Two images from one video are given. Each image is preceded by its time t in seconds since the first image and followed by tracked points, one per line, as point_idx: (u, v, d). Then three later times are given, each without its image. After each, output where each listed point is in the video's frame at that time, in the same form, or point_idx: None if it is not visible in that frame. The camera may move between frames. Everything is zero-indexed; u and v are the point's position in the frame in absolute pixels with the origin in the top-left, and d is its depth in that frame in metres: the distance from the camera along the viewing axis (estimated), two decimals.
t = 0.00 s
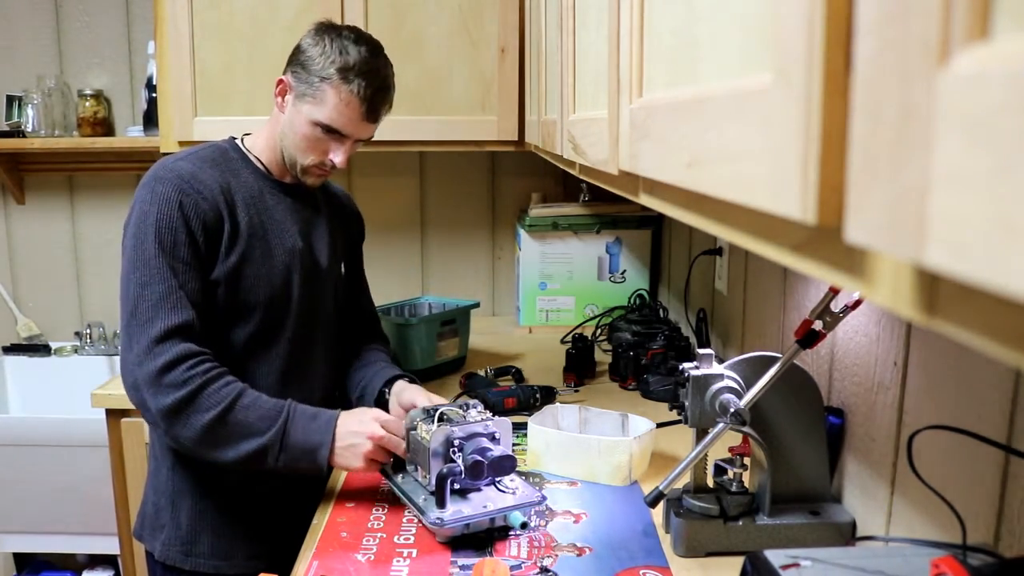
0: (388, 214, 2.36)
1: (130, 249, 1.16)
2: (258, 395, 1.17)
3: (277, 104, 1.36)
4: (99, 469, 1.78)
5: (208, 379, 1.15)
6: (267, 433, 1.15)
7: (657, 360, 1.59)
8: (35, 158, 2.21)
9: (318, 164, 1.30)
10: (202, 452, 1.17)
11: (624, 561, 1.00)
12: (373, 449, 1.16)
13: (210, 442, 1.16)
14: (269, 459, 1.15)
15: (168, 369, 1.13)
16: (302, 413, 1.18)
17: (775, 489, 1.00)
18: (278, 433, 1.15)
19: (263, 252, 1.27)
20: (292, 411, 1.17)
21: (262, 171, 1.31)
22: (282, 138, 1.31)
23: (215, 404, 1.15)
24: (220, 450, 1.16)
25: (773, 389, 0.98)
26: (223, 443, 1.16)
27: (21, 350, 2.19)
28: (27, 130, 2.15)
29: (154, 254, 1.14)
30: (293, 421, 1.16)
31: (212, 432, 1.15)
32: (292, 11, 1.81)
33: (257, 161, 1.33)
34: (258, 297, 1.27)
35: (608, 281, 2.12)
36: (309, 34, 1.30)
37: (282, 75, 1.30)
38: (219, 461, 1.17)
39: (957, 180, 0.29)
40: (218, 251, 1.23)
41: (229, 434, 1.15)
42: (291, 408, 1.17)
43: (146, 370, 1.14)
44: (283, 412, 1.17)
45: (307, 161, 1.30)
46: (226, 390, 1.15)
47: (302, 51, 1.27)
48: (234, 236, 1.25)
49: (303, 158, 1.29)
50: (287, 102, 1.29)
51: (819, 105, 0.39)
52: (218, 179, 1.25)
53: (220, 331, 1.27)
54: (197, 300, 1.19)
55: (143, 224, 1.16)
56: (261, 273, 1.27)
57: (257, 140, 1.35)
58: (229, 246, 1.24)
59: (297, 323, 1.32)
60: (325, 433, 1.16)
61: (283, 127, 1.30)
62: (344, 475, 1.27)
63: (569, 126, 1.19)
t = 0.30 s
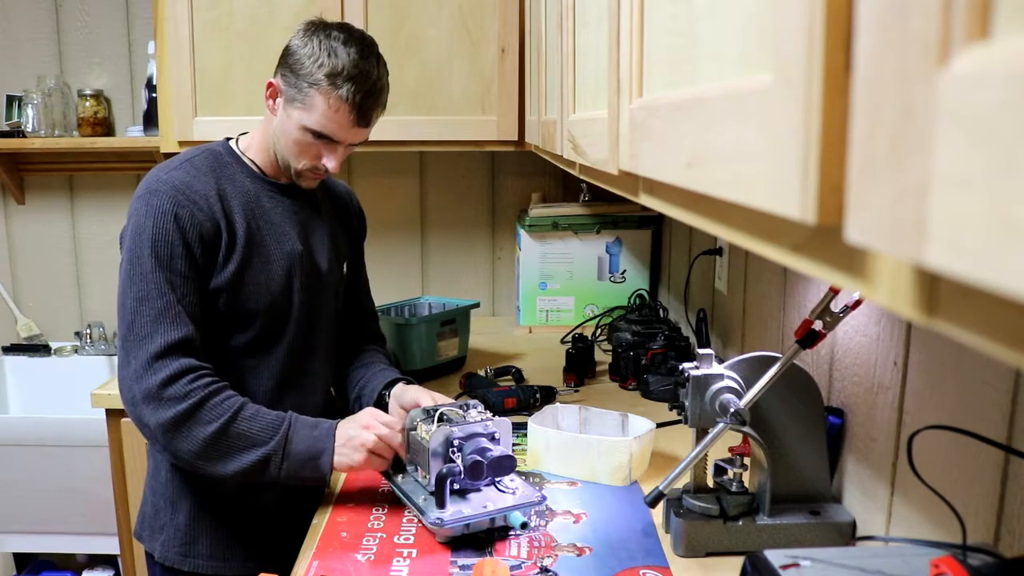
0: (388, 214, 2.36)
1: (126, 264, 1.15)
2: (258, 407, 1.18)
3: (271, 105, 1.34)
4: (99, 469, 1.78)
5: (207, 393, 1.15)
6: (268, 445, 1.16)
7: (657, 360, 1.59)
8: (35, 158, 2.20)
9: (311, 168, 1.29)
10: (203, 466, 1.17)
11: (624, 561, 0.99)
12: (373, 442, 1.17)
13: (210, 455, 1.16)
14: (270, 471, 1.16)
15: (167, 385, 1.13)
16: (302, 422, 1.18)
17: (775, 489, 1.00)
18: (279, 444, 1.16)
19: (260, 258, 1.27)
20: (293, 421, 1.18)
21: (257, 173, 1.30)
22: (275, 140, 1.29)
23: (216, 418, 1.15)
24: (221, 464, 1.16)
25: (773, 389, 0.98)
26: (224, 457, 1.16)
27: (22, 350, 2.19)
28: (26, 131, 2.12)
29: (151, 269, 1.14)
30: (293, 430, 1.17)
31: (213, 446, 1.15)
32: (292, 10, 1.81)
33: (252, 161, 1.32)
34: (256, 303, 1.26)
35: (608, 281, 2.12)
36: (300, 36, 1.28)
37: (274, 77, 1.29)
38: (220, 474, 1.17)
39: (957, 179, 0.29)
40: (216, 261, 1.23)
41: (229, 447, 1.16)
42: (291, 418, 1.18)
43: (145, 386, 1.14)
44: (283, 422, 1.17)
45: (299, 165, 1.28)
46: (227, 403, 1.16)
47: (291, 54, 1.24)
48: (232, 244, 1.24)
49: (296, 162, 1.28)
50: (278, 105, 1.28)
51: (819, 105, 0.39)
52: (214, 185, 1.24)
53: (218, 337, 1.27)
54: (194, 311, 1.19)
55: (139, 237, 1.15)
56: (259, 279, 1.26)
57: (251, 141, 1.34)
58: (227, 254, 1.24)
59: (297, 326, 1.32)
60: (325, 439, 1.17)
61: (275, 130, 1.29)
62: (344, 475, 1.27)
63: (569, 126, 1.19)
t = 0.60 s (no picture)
0: (388, 214, 2.36)
1: (121, 271, 1.15)
2: (254, 413, 1.17)
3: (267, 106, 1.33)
4: (99, 469, 1.78)
5: (202, 400, 1.15)
6: (264, 451, 1.15)
7: (657, 360, 1.59)
8: (35, 158, 2.21)
9: (308, 172, 1.29)
10: (200, 472, 1.16)
11: (624, 561, 0.99)
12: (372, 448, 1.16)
13: (206, 462, 1.16)
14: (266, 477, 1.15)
15: (163, 392, 1.13)
16: (299, 426, 1.18)
17: (775, 489, 1.00)
18: (275, 451, 1.15)
19: (257, 261, 1.27)
20: (289, 426, 1.17)
21: (253, 175, 1.30)
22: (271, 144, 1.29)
23: (211, 424, 1.15)
24: (218, 470, 1.16)
25: (773, 389, 0.98)
26: (220, 464, 1.16)
27: (22, 350, 2.19)
28: (26, 130, 2.13)
29: (146, 276, 1.14)
30: (291, 435, 1.16)
31: (209, 453, 1.15)
32: (293, 10, 1.81)
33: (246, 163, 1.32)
34: (254, 306, 1.26)
35: (608, 281, 2.12)
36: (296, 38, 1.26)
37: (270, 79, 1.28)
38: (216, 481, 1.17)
39: (957, 179, 0.29)
40: (212, 265, 1.23)
41: (226, 453, 1.15)
42: (288, 423, 1.17)
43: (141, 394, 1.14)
44: (280, 427, 1.17)
45: (295, 169, 1.29)
46: (223, 410, 1.16)
47: (287, 59, 1.23)
48: (228, 248, 1.24)
49: (293, 166, 1.28)
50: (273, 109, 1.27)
51: (819, 105, 0.39)
52: (208, 189, 1.24)
53: (216, 341, 1.27)
54: (190, 317, 1.19)
55: (134, 244, 1.15)
56: (256, 282, 1.26)
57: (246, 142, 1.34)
58: (224, 258, 1.24)
59: (296, 327, 1.32)
60: (325, 442, 1.16)
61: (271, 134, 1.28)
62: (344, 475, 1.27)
63: (569, 126, 1.19)
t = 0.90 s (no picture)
0: (388, 214, 2.36)
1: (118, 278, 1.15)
2: (256, 416, 1.18)
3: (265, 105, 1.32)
4: (99, 469, 1.78)
5: (205, 406, 1.16)
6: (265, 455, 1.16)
7: (657, 360, 1.59)
8: (35, 158, 2.20)
9: (308, 172, 1.29)
10: (203, 476, 1.18)
11: (624, 561, 1.00)
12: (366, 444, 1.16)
13: (209, 465, 1.17)
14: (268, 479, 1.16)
15: (164, 398, 1.14)
16: (298, 429, 1.18)
17: (775, 489, 1.00)
18: (277, 452, 1.16)
19: (255, 262, 1.27)
20: (289, 429, 1.18)
21: (250, 176, 1.30)
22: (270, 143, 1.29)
23: (212, 429, 1.15)
24: (220, 473, 1.17)
25: (773, 389, 0.98)
26: (223, 466, 1.17)
27: (22, 350, 2.19)
28: (26, 130, 2.13)
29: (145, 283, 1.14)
30: (291, 437, 1.17)
31: (211, 456, 1.16)
32: (293, 10, 1.81)
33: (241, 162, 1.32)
34: (253, 307, 1.27)
35: (608, 281, 2.12)
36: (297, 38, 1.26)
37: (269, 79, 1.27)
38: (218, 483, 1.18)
39: (956, 179, 0.29)
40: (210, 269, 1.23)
41: (227, 455, 1.16)
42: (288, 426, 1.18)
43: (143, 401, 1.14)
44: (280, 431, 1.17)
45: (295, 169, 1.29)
46: (224, 414, 1.16)
47: (289, 59, 1.23)
48: (226, 251, 1.24)
49: (293, 166, 1.28)
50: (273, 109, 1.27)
51: (819, 105, 0.39)
52: (205, 191, 1.23)
53: (215, 343, 1.27)
54: (189, 321, 1.19)
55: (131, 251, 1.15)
56: (255, 284, 1.27)
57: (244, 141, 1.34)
58: (222, 262, 1.24)
59: (295, 327, 1.32)
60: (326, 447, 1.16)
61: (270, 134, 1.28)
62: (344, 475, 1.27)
63: (569, 126, 1.19)
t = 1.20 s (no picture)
0: (388, 214, 2.36)
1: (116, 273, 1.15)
2: (252, 413, 1.16)
3: (271, 106, 1.31)
4: (99, 469, 1.78)
5: (202, 401, 1.15)
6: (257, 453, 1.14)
7: (657, 360, 1.59)
8: (35, 158, 2.21)
9: (325, 171, 1.30)
10: (196, 475, 1.16)
11: (623, 561, 1.00)
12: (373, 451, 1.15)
13: (202, 462, 1.15)
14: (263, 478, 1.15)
15: (160, 393, 1.13)
16: (297, 426, 1.17)
17: (775, 489, 1.00)
18: (274, 451, 1.14)
19: (254, 261, 1.27)
20: (288, 426, 1.17)
21: (250, 174, 1.30)
22: (285, 147, 1.29)
23: (207, 424, 1.14)
24: (214, 471, 1.15)
25: (773, 389, 0.98)
26: (217, 464, 1.15)
27: (22, 350, 2.19)
28: (26, 130, 2.13)
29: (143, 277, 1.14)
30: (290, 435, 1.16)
31: (206, 452, 1.15)
32: (293, 10, 1.81)
33: (246, 167, 1.31)
34: (253, 305, 1.27)
35: (608, 281, 2.12)
36: (309, 38, 1.24)
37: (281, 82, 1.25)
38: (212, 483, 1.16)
39: (956, 179, 0.29)
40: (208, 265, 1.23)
41: (223, 452, 1.15)
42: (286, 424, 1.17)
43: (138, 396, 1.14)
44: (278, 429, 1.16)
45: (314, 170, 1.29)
46: (220, 409, 1.15)
47: (308, 62, 1.21)
48: (226, 247, 1.24)
49: (312, 166, 1.29)
50: (289, 113, 1.26)
51: (819, 105, 0.39)
52: (205, 189, 1.23)
53: (214, 341, 1.27)
54: (187, 317, 1.19)
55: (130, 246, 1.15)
56: (254, 280, 1.27)
57: (249, 144, 1.32)
58: (221, 258, 1.24)
59: (293, 327, 1.32)
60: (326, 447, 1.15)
61: (286, 138, 1.28)
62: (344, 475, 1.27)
63: (569, 126, 1.19)
